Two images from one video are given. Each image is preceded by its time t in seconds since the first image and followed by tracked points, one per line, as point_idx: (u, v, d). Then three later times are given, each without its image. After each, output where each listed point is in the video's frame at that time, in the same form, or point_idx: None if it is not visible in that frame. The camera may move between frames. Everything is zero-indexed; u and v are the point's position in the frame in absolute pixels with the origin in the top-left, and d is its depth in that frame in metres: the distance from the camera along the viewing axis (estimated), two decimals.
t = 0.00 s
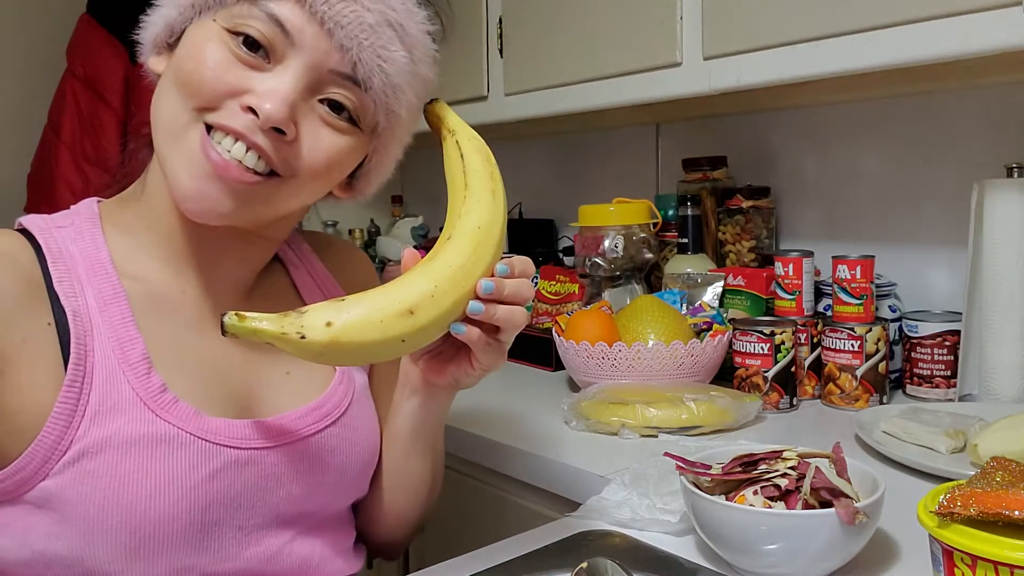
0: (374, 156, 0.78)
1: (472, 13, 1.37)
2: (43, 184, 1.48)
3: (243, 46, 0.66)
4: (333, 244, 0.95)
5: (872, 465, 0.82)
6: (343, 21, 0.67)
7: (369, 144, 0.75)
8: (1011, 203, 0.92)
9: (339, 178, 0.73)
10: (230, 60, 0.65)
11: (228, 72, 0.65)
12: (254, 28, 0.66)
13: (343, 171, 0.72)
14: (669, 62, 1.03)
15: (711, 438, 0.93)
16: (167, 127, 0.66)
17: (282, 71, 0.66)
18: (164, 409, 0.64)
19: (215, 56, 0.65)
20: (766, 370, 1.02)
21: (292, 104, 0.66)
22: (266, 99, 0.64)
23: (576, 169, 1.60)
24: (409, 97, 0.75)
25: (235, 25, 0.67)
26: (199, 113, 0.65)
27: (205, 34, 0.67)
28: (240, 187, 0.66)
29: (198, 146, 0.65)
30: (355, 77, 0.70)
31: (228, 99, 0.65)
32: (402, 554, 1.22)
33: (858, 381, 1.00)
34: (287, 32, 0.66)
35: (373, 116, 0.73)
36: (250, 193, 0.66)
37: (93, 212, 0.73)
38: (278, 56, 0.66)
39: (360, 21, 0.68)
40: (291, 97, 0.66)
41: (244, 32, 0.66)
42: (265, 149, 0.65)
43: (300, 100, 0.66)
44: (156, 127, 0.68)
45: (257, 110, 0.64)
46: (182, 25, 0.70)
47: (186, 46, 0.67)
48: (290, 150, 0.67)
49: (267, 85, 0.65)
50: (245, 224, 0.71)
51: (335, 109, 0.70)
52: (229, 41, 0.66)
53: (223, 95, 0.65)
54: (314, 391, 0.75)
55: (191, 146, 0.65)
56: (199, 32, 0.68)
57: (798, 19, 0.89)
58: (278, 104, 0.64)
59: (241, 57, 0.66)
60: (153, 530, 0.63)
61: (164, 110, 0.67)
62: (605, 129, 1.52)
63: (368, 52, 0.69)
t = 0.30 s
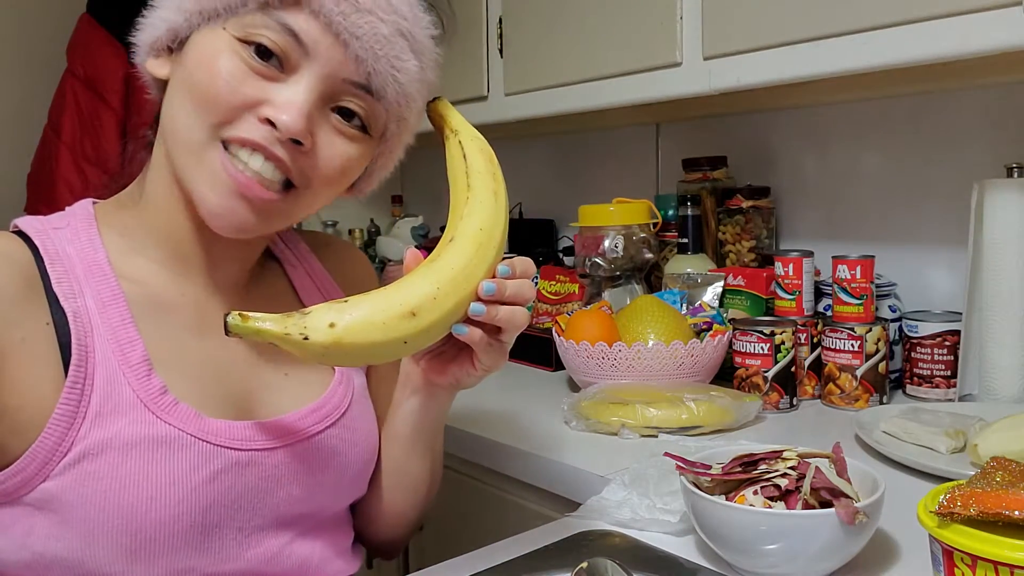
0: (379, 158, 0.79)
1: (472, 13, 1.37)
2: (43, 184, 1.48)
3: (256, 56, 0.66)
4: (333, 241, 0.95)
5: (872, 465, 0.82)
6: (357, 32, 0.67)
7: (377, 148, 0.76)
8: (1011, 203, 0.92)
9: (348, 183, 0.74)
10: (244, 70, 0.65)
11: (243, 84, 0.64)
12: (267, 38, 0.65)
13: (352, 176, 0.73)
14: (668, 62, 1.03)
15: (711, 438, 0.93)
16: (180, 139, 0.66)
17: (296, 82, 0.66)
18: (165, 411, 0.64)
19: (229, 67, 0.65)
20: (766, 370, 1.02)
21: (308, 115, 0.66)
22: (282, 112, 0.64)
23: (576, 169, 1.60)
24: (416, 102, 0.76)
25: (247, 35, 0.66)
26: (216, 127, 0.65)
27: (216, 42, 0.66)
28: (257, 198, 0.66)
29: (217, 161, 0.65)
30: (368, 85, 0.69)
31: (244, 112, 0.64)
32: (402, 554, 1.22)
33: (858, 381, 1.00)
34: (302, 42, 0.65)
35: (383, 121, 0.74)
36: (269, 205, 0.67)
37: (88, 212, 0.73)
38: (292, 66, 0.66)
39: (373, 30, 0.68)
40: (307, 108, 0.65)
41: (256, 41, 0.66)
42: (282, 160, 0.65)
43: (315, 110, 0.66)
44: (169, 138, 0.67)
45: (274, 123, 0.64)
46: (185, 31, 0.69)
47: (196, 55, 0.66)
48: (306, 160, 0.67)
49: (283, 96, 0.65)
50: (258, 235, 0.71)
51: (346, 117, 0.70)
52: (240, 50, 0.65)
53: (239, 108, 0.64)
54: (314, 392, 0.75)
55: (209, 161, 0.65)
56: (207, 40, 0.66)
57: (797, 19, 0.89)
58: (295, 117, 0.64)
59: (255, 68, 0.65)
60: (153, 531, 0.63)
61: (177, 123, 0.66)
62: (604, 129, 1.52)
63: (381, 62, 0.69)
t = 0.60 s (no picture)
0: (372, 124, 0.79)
1: (472, 13, 1.37)
2: (44, 185, 1.48)
3: (280, 74, 0.63)
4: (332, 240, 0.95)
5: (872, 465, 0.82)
6: (364, 25, 0.65)
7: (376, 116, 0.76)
8: (1011, 203, 0.92)
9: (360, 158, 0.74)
10: (276, 92, 0.62)
11: (279, 107, 0.62)
12: (286, 53, 0.63)
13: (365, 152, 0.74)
14: (669, 62, 1.03)
15: (711, 438, 0.93)
16: (222, 171, 0.64)
17: (322, 87, 0.64)
18: (176, 410, 0.64)
19: (260, 91, 0.62)
20: (766, 370, 1.02)
21: (340, 115, 0.65)
22: (326, 123, 0.63)
23: (575, 169, 1.60)
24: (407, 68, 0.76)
25: (262, 53, 0.62)
26: (263, 155, 0.63)
27: (233, 68, 0.62)
28: (307, 202, 0.66)
29: (273, 183, 0.64)
30: (374, 66, 0.69)
31: (286, 133, 0.63)
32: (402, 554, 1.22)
33: (858, 381, 1.00)
34: (319, 44, 0.63)
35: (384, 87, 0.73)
36: (315, 206, 0.67)
37: (97, 212, 0.73)
38: (314, 73, 0.64)
39: (376, 17, 0.66)
40: (338, 109, 0.65)
41: (274, 58, 0.63)
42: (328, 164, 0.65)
43: (343, 107, 0.66)
44: (203, 171, 0.65)
45: (322, 135, 0.63)
46: (185, 61, 0.63)
47: (216, 86, 0.62)
48: (341, 156, 0.67)
49: (319, 106, 0.64)
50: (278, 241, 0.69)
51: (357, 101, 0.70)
52: (261, 71, 0.62)
53: (281, 131, 0.63)
54: (321, 391, 0.74)
55: (264, 186, 0.64)
56: (218, 67, 0.62)
57: (797, 19, 0.89)
58: (337, 124, 0.64)
59: (286, 87, 0.63)
60: (163, 529, 0.63)
61: (217, 159, 0.63)
62: (604, 129, 1.52)
63: (383, 43, 0.68)
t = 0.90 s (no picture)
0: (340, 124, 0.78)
1: (472, 13, 1.37)
2: (44, 185, 1.48)
3: (252, 75, 0.62)
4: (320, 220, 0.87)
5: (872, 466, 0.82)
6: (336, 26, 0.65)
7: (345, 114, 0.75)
8: (1011, 203, 0.92)
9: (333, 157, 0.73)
10: (249, 93, 0.61)
11: (253, 107, 0.61)
12: (259, 54, 0.62)
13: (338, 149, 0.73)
14: (668, 62, 1.03)
15: (711, 438, 0.93)
16: (197, 173, 0.62)
17: (296, 87, 0.63)
18: (145, 387, 0.61)
19: (234, 93, 0.61)
20: (766, 370, 1.02)
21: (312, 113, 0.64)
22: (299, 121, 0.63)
23: (575, 168, 1.60)
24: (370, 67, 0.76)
25: (235, 56, 0.62)
26: (238, 155, 0.62)
27: (207, 72, 0.61)
28: (283, 199, 0.65)
29: (252, 181, 0.63)
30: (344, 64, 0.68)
31: (260, 131, 0.62)
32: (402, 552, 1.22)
33: (858, 381, 1.00)
34: (291, 48, 0.63)
35: (353, 87, 0.73)
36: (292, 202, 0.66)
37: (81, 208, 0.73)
38: (286, 73, 0.63)
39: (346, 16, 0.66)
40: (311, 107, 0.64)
41: (248, 61, 0.62)
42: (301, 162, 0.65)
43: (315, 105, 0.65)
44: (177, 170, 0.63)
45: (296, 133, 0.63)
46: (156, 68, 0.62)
47: (190, 90, 0.61)
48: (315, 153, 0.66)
49: (292, 104, 0.63)
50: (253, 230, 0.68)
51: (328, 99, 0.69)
52: (234, 74, 0.61)
53: (256, 131, 0.62)
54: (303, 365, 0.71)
55: (242, 184, 0.63)
56: (191, 72, 0.61)
57: (797, 19, 0.89)
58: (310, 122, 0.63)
59: (258, 88, 0.62)
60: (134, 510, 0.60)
61: (191, 160, 0.62)
62: (604, 129, 1.52)
63: (352, 42, 0.68)
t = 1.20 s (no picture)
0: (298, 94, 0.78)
1: (472, 13, 1.37)
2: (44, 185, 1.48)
3: (180, 67, 0.63)
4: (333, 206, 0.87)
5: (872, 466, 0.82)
6: None
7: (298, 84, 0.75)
8: (1011, 203, 0.92)
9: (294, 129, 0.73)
10: (181, 86, 0.63)
11: (188, 98, 0.63)
12: (186, 46, 0.63)
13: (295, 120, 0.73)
14: (669, 62, 1.03)
15: (711, 438, 0.93)
16: (163, 170, 0.64)
17: (227, 69, 0.64)
18: (141, 370, 0.65)
19: (167, 88, 0.63)
20: (766, 370, 1.02)
21: (251, 89, 0.65)
22: (237, 100, 0.63)
23: (575, 169, 1.60)
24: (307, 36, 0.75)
25: (161, 51, 0.63)
26: (190, 147, 0.64)
27: (140, 75, 0.63)
28: (250, 176, 0.66)
29: (211, 168, 0.64)
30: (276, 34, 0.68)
31: (203, 119, 0.63)
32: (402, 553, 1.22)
33: (858, 381, 1.00)
34: (211, 32, 0.63)
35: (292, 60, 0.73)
36: (259, 176, 0.67)
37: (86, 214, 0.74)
38: (216, 57, 0.64)
39: None
40: (247, 83, 0.65)
41: (175, 55, 0.63)
42: (255, 138, 0.65)
43: (250, 79, 0.66)
44: (151, 175, 0.66)
45: (238, 112, 0.63)
46: (92, 82, 0.65)
47: (128, 96, 0.64)
48: (267, 127, 0.67)
49: (225, 86, 0.64)
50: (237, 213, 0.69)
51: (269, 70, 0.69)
52: (163, 71, 0.63)
53: (197, 120, 0.63)
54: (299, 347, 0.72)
55: (202, 172, 0.64)
56: (128, 79, 0.63)
57: (797, 19, 0.89)
58: (247, 98, 0.64)
59: (188, 79, 0.63)
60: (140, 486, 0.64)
61: (150, 160, 0.64)
62: (604, 129, 1.52)
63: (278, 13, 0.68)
